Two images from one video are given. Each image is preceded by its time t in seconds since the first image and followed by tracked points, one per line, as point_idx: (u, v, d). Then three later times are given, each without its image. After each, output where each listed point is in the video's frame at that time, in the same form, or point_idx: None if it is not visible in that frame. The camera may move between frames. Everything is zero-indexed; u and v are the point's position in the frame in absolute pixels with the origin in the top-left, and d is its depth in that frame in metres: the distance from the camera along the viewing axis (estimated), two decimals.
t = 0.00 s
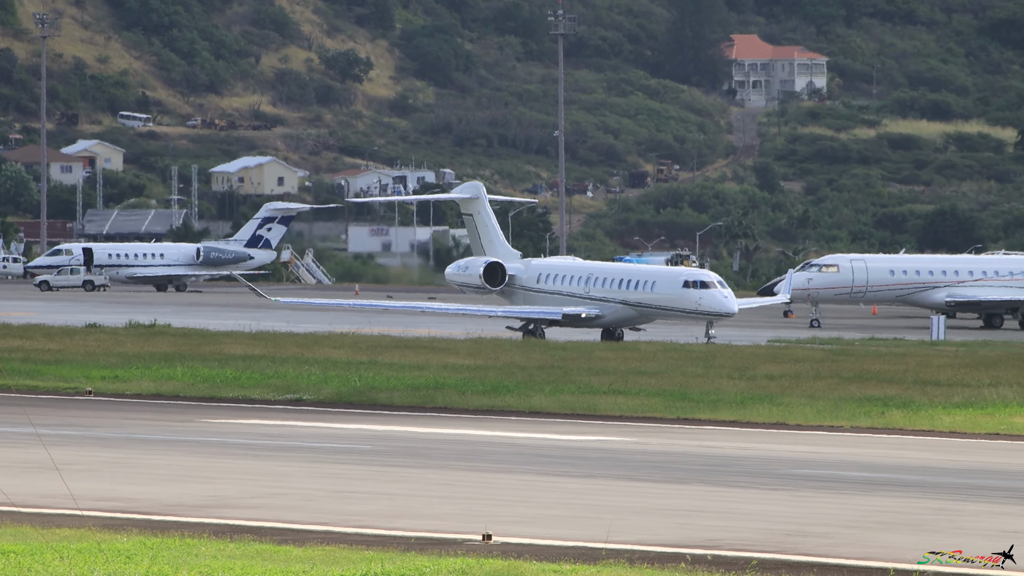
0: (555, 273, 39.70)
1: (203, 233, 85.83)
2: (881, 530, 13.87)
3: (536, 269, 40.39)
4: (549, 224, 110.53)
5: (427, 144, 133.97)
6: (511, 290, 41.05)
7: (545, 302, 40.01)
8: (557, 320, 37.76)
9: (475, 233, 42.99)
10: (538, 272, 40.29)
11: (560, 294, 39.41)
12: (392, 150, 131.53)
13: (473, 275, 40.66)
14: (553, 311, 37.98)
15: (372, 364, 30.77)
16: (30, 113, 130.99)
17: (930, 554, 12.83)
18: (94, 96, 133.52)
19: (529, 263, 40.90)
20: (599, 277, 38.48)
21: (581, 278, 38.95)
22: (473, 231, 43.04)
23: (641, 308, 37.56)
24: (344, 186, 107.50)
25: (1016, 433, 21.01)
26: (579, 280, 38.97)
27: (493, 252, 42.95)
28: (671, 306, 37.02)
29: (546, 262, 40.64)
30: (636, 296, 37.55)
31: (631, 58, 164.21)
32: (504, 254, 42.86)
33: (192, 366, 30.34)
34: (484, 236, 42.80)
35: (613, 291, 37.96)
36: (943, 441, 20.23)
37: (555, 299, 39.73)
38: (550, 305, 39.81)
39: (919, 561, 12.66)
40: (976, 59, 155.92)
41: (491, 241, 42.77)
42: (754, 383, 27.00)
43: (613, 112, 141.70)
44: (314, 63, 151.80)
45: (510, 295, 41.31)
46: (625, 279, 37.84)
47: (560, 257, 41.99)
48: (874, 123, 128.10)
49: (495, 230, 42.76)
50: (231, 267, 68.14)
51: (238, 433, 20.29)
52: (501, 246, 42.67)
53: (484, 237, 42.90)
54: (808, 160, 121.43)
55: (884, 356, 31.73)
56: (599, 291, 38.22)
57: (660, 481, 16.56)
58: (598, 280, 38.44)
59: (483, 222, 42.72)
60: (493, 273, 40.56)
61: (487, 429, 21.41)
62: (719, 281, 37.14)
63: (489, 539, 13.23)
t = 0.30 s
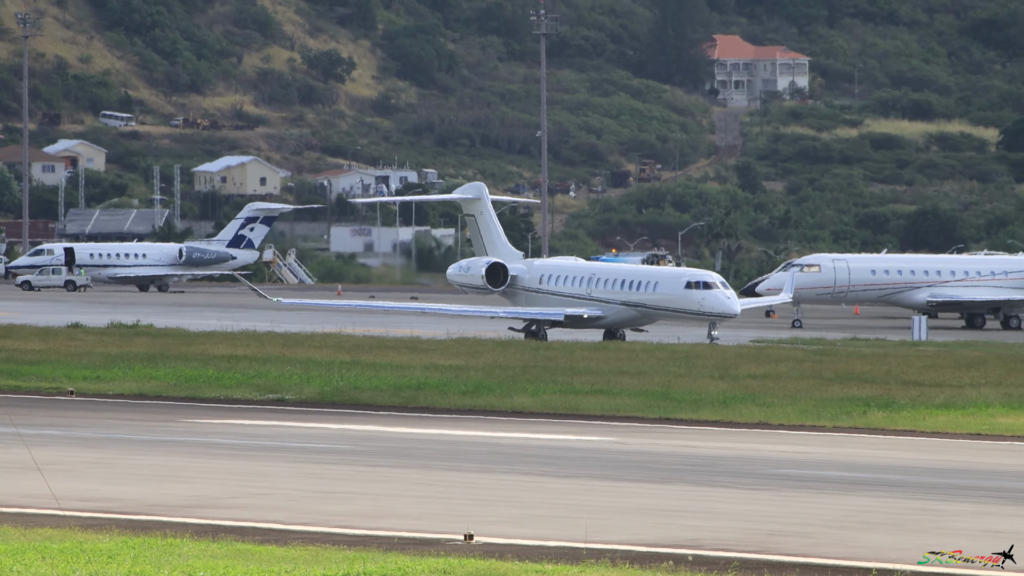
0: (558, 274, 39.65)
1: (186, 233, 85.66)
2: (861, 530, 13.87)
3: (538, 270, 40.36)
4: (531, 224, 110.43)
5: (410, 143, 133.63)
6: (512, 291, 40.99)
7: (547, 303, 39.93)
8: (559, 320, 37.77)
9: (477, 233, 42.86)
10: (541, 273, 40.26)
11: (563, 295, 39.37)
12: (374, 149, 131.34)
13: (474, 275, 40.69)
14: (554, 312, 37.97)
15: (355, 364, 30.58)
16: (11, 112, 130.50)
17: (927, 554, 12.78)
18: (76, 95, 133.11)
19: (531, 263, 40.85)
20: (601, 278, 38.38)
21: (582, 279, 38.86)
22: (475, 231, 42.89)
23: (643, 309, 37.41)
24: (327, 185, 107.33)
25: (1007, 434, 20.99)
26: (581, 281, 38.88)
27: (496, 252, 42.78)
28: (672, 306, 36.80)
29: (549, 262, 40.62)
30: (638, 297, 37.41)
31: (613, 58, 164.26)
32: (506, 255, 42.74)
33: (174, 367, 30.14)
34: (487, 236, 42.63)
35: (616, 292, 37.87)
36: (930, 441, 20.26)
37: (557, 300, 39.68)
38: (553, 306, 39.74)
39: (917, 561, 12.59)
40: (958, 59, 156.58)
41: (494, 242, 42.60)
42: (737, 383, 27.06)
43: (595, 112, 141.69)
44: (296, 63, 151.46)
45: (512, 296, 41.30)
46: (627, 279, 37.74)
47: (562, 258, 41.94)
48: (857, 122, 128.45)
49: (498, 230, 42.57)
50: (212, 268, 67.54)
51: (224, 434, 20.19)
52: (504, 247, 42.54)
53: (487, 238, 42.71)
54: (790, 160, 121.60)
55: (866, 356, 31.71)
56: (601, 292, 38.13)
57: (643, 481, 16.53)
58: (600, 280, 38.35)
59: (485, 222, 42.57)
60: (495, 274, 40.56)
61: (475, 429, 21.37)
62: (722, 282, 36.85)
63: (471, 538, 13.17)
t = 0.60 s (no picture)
0: (563, 273, 39.64)
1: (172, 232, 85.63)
2: (846, 528, 13.87)
3: (543, 268, 40.29)
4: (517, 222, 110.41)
5: (396, 142, 133.41)
6: (518, 290, 40.82)
7: (552, 302, 39.90)
8: (567, 320, 37.78)
9: (483, 233, 42.66)
10: (546, 271, 40.19)
11: (568, 294, 39.34)
12: (360, 148, 131.22)
13: (479, 275, 40.39)
14: (561, 311, 37.96)
15: (342, 363, 30.43)
16: None
17: (928, 554, 12.74)
18: (62, 94, 132.72)
19: (536, 262, 40.71)
20: (607, 277, 38.41)
21: (589, 278, 38.89)
22: (481, 232, 42.71)
23: (649, 309, 37.40)
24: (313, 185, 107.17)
25: (1002, 433, 21.01)
26: (588, 280, 38.85)
27: (502, 252, 42.56)
28: (682, 306, 36.80)
29: (555, 262, 40.51)
30: (645, 296, 37.37)
31: (598, 57, 164.23)
32: (513, 255, 42.45)
33: (160, 366, 29.94)
34: (493, 236, 42.40)
35: (622, 291, 37.88)
36: (922, 439, 20.28)
37: (563, 299, 39.66)
38: (560, 305, 39.64)
39: (918, 560, 12.56)
40: (944, 59, 157.24)
41: (500, 241, 42.33)
42: (721, 381, 27.27)
43: (581, 111, 141.70)
44: (282, 62, 151.11)
45: (517, 295, 41.13)
46: (634, 279, 37.72)
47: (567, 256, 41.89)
48: (843, 121, 128.88)
49: (503, 229, 42.34)
50: (200, 266, 67.87)
51: (209, 431, 20.16)
52: (510, 245, 42.26)
53: (492, 237, 42.48)
54: (776, 159, 121.80)
55: (855, 355, 31.73)
56: (606, 291, 38.16)
57: (628, 479, 16.52)
58: (606, 280, 38.37)
59: (489, 221, 42.36)
60: (500, 273, 40.37)
61: (460, 426, 21.38)
62: (728, 282, 36.94)
63: (456, 537, 13.14)
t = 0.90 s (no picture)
0: (562, 273, 39.40)
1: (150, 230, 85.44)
2: (824, 527, 13.87)
3: (543, 268, 40.14)
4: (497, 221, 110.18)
5: (374, 141, 133.07)
6: (516, 289, 40.80)
7: (551, 302, 39.75)
8: (564, 319, 37.63)
9: (482, 233, 42.78)
10: (544, 271, 40.08)
11: (566, 294, 39.14)
12: (338, 147, 130.88)
13: (479, 274, 40.58)
14: (559, 310, 37.76)
15: (322, 362, 30.26)
16: None
17: (928, 553, 12.69)
18: (40, 93, 131.96)
19: (534, 262, 40.64)
20: (605, 276, 38.10)
21: (587, 278, 38.59)
22: (479, 231, 42.84)
23: (647, 308, 37.11)
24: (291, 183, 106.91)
25: (990, 432, 21.01)
26: (586, 280, 38.62)
27: (500, 251, 42.62)
28: (679, 306, 36.49)
29: (553, 261, 40.41)
30: (642, 296, 37.09)
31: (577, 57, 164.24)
32: (511, 254, 42.55)
33: (138, 364, 29.78)
34: (490, 235, 42.49)
35: (620, 291, 37.57)
36: (907, 438, 20.29)
37: (562, 299, 39.46)
38: (557, 305, 39.49)
39: (917, 560, 12.51)
40: (922, 58, 157.89)
41: (497, 240, 42.41)
42: (700, 379, 27.37)
43: (559, 109, 141.70)
44: (260, 60, 150.66)
45: (516, 295, 41.09)
46: (631, 278, 37.42)
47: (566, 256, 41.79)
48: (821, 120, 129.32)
49: (501, 229, 42.42)
50: (178, 264, 67.82)
51: (192, 430, 20.13)
52: (509, 245, 42.39)
53: (491, 237, 42.59)
54: (754, 157, 122.06)
55: (835, 354, 31.79)
56: (605, 291, 37.86)
57: (606, 477, 16.51)
58: (604, 279, 38.07)
59: (489, 220, 42.50)
60: (499, 273, 40.50)
61: (442, 424, 21.43)
62: (728, 281, 36.57)
63: (437, 536, 13.09)
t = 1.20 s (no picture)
0: (559, 273, 39.20)
1: (124, 229, 84.96)
2: (800, 526, 13.87)
3: (539, 268, 40.00)
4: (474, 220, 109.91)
5: (350, 140, 132.67)
6: (513, 289, 40.70)
7: (547, 302, 39.56)
8: (560, 320, 37.27)
9: (477, 232, 42.74)
10: (541, 271, 39.91)
11: (563, 294, 38.92)
12: (314, 146, 130.53)
13: (475, 274, 40.42)
14: (555, 310, 37.41)
15: (295, 362, 30.02)
16: None
17: (927, 554, 12.65)
18: (15, 93, 130.84)
19: (531, 262, 40.53)
20: (601, 277, 37.91)
21: (583, 278, 38.38)
22: (474, 231, 42.80)
23: (645, 309, 36.91)
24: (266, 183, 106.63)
25: (972, 430, 21.08)
26: (582, 280, 38.40)
27: (495, 251, 42.64)
28: (676, 306, 36.38)
29: (549, 261, 40.26)
30: (639, 296, 36.91)
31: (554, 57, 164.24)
32: (507, 254, 42.60)
33: (111, 364, 29.48)
34: (486, 234, 42.52)
35: (616, 291, 37.37)
36: (885, 437, 20.35)
37: (558, 298, 39.28)
38: (551, 305, 39.34)
39: (916, 560, 12.47)
40: (897, 57, 158.71)
41: (493, 240, 42.48)
42: (675, 379, 27.32)
43: (535, 109, 141.66)
44: (235, 60, 150.07)
45: (511, 295, 41.00)
46: (628, 278, 37.24)
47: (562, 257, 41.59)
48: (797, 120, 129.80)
49: (497, 229, 42.43)
50: (153, 264, 67.00)
51: (167, 430, 20.00)
52: (504, 246, 42.42)
53: (487, 237, 42.58)
54: (729, 157, 122.35)
55: (807, 353, 31.95)
56: (601, 291, 37.62)
57: (582, 476, 16.48)
58: (600, 279, 37.86)
59: (483, 221, 42.46)
60: (494, 273, 40.27)
61: (418, 423, 21.34)
62: (723, 281, 36.47)
63: (412, 535, 13.01)
